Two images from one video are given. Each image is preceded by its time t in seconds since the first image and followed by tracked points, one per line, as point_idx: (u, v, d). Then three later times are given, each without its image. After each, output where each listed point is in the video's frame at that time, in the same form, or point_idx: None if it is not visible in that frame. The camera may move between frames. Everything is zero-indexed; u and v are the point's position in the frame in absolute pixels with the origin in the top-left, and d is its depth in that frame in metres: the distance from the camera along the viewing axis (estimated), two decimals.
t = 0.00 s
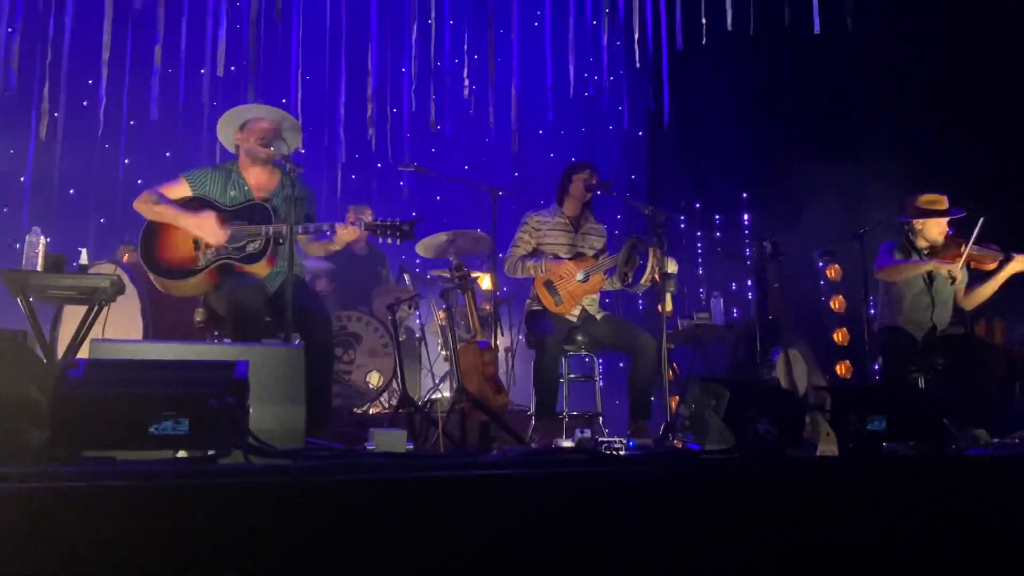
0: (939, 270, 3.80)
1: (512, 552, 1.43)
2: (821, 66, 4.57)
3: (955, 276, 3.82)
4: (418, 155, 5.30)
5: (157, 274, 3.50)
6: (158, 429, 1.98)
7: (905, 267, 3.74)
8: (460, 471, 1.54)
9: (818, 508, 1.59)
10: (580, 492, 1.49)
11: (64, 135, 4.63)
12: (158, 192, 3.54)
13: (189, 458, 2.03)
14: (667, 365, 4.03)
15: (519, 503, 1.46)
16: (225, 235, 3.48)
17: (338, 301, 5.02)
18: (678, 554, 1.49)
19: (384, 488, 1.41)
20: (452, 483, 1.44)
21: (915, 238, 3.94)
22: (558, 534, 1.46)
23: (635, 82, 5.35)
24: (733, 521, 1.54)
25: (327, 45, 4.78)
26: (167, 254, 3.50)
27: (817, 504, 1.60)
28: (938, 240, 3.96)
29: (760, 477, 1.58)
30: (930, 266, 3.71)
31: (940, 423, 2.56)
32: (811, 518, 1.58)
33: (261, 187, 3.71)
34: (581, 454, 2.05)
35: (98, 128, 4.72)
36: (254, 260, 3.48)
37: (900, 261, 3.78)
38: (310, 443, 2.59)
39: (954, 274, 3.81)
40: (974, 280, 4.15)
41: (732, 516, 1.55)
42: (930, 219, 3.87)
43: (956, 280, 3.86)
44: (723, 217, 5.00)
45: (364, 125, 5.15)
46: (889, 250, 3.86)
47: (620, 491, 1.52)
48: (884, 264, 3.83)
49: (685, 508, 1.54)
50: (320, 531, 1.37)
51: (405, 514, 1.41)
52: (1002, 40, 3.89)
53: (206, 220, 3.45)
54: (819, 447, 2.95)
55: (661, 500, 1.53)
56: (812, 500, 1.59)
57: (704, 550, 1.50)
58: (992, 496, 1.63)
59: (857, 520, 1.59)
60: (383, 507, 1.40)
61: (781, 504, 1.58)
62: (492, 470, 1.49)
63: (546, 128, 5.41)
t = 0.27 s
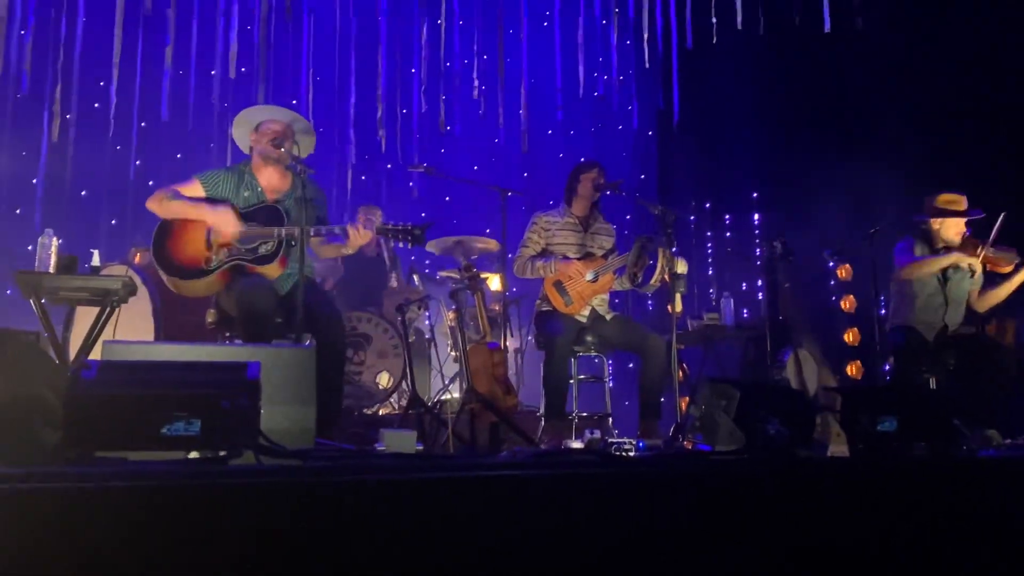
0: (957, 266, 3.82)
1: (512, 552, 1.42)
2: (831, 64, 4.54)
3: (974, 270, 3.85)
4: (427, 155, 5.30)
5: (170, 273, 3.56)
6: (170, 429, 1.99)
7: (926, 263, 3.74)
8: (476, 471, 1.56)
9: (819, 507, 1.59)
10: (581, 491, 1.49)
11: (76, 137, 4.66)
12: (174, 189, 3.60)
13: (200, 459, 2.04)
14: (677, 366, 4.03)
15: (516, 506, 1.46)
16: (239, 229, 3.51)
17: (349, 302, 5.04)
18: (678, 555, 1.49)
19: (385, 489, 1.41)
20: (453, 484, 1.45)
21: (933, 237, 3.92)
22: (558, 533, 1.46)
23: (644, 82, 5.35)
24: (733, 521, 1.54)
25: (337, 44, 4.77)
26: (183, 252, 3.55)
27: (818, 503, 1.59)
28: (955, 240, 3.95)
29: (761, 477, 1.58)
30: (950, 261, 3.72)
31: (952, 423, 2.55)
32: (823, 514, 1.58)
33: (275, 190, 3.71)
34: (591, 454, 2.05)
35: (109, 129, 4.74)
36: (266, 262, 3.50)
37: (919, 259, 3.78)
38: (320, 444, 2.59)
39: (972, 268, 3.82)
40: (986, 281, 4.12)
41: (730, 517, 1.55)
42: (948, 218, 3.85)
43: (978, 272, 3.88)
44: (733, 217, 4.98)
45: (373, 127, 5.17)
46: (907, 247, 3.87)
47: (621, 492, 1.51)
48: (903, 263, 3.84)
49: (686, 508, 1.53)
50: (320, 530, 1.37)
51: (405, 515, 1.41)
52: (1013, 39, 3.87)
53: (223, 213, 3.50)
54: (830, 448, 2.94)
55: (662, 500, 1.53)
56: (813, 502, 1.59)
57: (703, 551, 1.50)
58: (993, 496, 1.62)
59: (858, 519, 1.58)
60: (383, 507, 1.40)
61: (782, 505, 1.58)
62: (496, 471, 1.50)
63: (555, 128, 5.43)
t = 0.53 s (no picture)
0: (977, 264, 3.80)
1: (513, 552, 1.42)
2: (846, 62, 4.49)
3: (996, 267, 3.84)
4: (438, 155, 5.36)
5: (184, 272, 3.54)
6: (183, 429, 2.01)
7: (948, 261, 3.70)
8: (479, 471, 1.55)
9: (826, 506, 1.59)
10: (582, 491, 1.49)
11: (89, 140, 4.71)
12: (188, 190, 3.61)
13: (214, 459, 2.05)
14: (688, 365, 4.02)
15: (516, 509, 1.46)
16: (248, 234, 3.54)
17: (360, 302, 5.06)
18: (680, 555, 1.47)
19: (384, 491, 1.41)
20: (456, 484, 1.44)
21: (952, 236, 3.92)
22: (559, 533, 1.45)
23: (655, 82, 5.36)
24: (736, 522, 1.53)
25: (348, 44, 4.76)
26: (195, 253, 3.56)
27: (818, 505, 1.58)
28: (975, 240, 3.93)
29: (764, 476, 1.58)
30: (973, 258, 3.69)
31: (967, 423, 2.53)
32: (830, 514, 1.58)
33: (288, 192, 3.71)
34: (603, 453, 2.05)
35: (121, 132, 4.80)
36: (278, 262, 3.49)
37: (940, 258, 3.74)
38: (333, 444, 2.59)
39: (993, 265, 3.82)
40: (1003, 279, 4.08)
41: (732, 517, 1.54)
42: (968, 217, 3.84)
43: (996, 272, 3.88)
44: (745, 216, 5.01)
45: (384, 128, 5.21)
46: (927, 246, 3.84)
47: (623, 495, 1.51)
48: (924, 260, 3.79)
49: (689, 509, 1.52)
50: (322, 532, 1.37)
51: (406, 516, 1.41)
52: None
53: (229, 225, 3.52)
54: (843, 448, 2.93)
55: (665, 500, 1.52)
56: (805, 499, 1.59)
57: (706, 550, 1.48)
58: (1004, 496, 1.61)
59: (860, 519, 1.58)
60: (385, 509, 1.40)
61: (786, 505, 1.57)
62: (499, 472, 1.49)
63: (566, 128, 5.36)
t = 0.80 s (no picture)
0: (989, 262, 3.79)
1: (512, 551, 1.41)
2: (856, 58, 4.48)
3: (1008, 265, 3.80)
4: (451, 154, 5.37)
5: (196, 271, 3.57)
6: (198, 429, 2.01)
7: (953, 261, 3.73)
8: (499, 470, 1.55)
9: (828, 506, 1.57)
10: (582, 491, 1.48)
11: (104, 141, 4.72)
12: (202, 191, 3.62)
13: (229, 458, 2.05)
14: (701, 364, 4.01)
15: (514, 510, 1.46)
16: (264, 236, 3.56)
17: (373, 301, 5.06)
18: (679, 554, 1.46)
19: (381, 492, 1.41)
20: (458, 484, 1.44)
21: (966, 233, 3.88)
22: (558, 533, 1.44)
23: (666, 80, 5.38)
24: (736, 522, 1.52)
25: (359, 42, 4.77)
26: (208, 251, 3.57)
27: (819, 505, 1.57)
28: (990, 237, 3.88)
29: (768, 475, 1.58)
30: (980, 258, 3.70)
31: (983, 422, 2.51)
32: (828, 515, 1.56)
33: (301, 188, 3.77)
34: (614, 453, 2.05)
35: (135, 132, 4.80)
36: (290, 262, 3.54)
37: (947, 258, 3.78)
38: (347, 443, 2.60)
39: (1005, 263, 3.78)
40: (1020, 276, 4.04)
41: (732, 517, 1.53)
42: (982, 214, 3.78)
43: (1011, 269, 3.82)
44: (758, 213, 4.98)
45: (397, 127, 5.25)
46: (938, 245, 3.87)
47: (621, 497, 1.50)
48: (933, 260, 3.83)
49: (687, 508, 1.51)
50: (319, 532, 1.38)
51: (403, 517, 1.40)
52: None
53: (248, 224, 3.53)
54: (858, 447, 2.91)
55: (665, 500, 1.51)
56: (805, 499, 1.57)
57: (703, 548, 1.47)
58: (1005, 496, 1.59)
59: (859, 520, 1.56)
60: (383, 510, 1.40)
61: (784, 504, 1.56)
62: (501, 471, 1.49)
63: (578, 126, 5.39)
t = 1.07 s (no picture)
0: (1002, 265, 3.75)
1: (517, 551, 1.40)
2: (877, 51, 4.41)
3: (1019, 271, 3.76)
4: (469, 153, 5.24)
5: (217, 272, 3.64)
6: (222, 429, 2.02)
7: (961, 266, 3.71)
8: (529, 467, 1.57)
9: (838, 508, 1.54)
10: (592, 490, 1.49)
11: (125, 142, 4.77)
12: (223, 193, 3.67)
13: (253, 457, 2.08)
14: (721, 361, 3.99)
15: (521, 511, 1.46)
16: (285, 236, 3.58)
17: (393, 301, 5.11)
18: (684, 554, 1.43)
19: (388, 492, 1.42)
20: (463, 484, 1.45)
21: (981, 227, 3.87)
22: (563, 533, 1.44)
23: (683, 75, 5.36)
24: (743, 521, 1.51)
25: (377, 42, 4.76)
26: (230, 252, 3.63)
27: (831, 504, 1.55)
28: (1006, 231, 3.89)
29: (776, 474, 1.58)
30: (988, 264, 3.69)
31: (1006, 417, 2.49)
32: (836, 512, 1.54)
33: (320, 191, 3.76)
34: (637, 451, 2.04)
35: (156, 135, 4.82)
36: (311, 262, 3.55)
37: (957, 260, 3.75)
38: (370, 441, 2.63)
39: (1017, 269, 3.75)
40: None
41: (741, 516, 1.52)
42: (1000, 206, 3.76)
43: None
44: (778, 209, 4.89)
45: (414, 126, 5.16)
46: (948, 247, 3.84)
47: (626, 496, 1.51)
48: (942, 262, 3.80)
49: (690, 508, 1.52)
50: (322, 536, 1.38)
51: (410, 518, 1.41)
52: None
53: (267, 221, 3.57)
54: (881, 444, 2.89)
55: (669, 501, 1.52)
56: (815, 500, 1.56)
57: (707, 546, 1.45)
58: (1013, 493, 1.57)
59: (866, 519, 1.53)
60: (383, 511, 1.40)
61: (790, 503, 1.55)
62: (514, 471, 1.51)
63: (595, 123, 5.36)
